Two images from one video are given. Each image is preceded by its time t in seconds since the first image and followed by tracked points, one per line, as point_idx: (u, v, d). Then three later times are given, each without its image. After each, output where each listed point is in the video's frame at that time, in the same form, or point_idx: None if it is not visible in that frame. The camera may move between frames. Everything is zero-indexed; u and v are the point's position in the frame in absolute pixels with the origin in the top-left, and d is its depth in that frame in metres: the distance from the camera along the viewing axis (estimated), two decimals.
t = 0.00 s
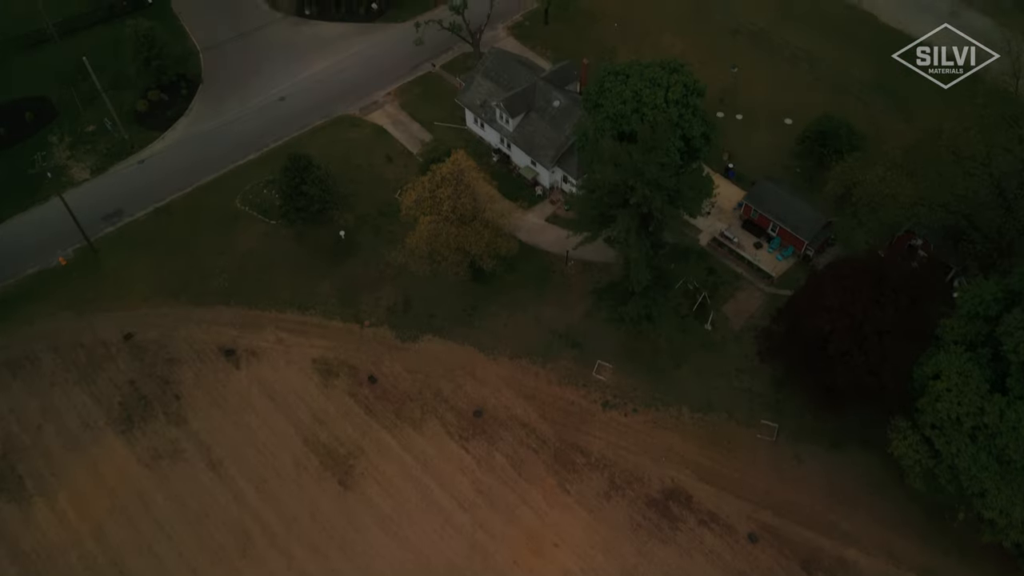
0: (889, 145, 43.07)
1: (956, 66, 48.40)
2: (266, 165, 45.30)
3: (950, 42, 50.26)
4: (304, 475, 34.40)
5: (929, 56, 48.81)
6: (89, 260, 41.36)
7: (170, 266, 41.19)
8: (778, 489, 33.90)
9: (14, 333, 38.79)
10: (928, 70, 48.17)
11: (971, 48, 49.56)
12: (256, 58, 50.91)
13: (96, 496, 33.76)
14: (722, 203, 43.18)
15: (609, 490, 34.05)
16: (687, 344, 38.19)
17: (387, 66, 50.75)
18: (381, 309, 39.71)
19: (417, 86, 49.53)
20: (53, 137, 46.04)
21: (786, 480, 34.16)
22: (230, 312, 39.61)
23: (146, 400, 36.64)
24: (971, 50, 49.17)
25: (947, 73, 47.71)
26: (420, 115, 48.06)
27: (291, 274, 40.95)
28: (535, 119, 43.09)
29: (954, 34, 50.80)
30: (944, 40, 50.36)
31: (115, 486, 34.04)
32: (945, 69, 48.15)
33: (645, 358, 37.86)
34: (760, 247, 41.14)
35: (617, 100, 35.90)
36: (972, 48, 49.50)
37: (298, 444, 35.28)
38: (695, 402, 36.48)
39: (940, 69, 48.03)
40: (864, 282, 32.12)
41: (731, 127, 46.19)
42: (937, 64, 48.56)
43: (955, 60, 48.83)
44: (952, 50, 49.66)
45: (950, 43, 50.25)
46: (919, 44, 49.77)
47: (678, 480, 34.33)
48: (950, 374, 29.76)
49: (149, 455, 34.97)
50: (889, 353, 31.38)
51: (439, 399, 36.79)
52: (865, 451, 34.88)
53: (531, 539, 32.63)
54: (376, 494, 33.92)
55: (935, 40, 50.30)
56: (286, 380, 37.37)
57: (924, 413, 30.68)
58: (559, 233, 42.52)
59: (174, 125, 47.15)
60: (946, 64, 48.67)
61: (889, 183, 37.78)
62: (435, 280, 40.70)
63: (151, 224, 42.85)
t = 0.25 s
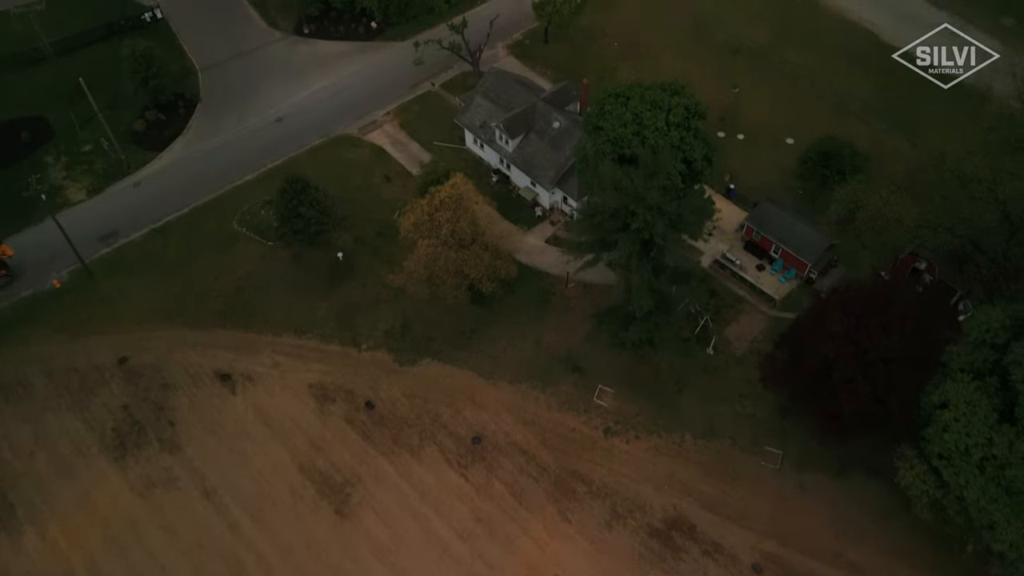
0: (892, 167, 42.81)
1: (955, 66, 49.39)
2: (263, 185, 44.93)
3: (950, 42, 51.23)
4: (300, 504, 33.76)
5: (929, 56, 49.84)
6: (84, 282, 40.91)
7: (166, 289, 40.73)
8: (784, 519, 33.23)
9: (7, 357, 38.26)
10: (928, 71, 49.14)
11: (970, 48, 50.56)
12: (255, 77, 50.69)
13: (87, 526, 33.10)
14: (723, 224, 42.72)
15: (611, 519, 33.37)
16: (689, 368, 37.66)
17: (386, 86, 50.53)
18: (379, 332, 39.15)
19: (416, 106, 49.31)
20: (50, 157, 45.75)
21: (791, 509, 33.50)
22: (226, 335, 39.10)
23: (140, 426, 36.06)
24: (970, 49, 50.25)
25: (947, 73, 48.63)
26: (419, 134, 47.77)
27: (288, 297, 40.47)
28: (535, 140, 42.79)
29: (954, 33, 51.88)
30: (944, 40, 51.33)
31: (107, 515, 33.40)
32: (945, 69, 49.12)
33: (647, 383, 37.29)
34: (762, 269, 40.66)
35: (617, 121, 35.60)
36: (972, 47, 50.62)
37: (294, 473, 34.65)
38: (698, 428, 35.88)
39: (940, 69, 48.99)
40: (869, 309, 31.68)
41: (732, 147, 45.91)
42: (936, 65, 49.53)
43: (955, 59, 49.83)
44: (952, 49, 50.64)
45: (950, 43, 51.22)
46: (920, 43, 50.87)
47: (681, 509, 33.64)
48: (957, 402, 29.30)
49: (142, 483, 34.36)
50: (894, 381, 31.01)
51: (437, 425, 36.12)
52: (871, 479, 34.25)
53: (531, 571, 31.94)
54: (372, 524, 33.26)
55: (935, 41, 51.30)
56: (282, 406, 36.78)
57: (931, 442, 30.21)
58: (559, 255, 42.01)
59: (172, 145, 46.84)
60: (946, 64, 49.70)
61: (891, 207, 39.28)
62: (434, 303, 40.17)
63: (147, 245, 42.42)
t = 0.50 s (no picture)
0: (896, 189, 42.48)
1: (955, 66, 50.62)
2: (260, 206, 44.56)
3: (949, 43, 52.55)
4: (294, 535, 33.06)
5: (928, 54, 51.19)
6: (78, 305, 40.46)
7: (161, 312, 40.25)
8: (789, 550, 32.45)
9: None
10: (928, 71, 50.42)
11: (970, 48, 51.76)
12: (253, 97, 50.41)
13: (78, 556, 32.44)
14: (725, 246, 42.29)
15: (612, 550, 32.57)
16: (692, 393, 37.04)
17: (385, 105, 50.28)
18: (376, 357, 38.58)
19: (416, 125, 49.07)
20: (46, 177, 45.42)
21: (796, 540, 32.74)
22: (221, 359, 38.56)
23: (134, 453, 35.46)
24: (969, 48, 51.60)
25: (946, 73, 49.86)
26: (418, 155, 47.46)
27: (285, 320, 39.99)
28: (535, 161, 42.46)
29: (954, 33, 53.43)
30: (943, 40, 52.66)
31: (99, 546, 32.73)
32: (944, 69, 50.35)
33: (649, 409, 36.63)
34: (764, 292, 40.17)
35: (618, 145, 35.28)
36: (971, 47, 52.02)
37: (289, 502, 33.96)
38: (701, 455, 35.18)
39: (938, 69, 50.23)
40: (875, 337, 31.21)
41: (734, 168, 45.61)
42: (936, 65, 50.76)
43: (955, 60, 51.05)
44: (952, 50, 51.95)
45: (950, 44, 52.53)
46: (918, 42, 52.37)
47: (684, 540, 32.84)
48: (965, 432, 28.87)
49: (134, 512, 33.71)
50: (901, 411, 30.37)
51: (435, 452, 35.39)
52: (878, 509, 33.53)
53: None
54: (368, 555, 32.52)
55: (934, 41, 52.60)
56: (277, 432, 36.15)
57: (939, 473, 29.59)
58: (560, 277, 41.48)
59: (169, 166, 46.48)
60: (946, 64, 50.88)
61: (897, 232, 36.50)
62: (433, 326, 39.61)
63: (143, 267, 42.00)
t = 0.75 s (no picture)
0: (899, 211, 42.17)
1: (955, 66, 51.73)
2: (258, 228, 44.20)
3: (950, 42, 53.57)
4: (289, 566, 32.34)
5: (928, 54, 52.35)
6: (72, 328, 39.98)
7: (157, 335, 39.74)
8: None
9: None
10: (928, 71, 51.62)
11: (971, 48, 52.78)
12: (251, 116, 50.16)
13: None
14: (727, 268, 41.85)
15: None
16: (694, 419, 36.43)
17: (384, 125, 50.01)
18: (374, 381, 37.98)
19: (415, 145, 48.80)
20: (42, 198, 45.10)
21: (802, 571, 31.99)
22: (217, 384, 38.00)
23: (126, 481, 34.84)
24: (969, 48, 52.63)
25: (946, 74, 50.96)
26: (417, 175, 47.11)
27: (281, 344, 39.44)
28: (535, 182, 42.11)
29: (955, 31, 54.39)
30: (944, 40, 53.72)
31: None
32: (944, 69, 51.46)
33: (650, 435, 36.03)
34: (767, 315, 39.69)
35: (619, 168, 34.88)
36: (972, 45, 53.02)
37: (284, 532, 33.26)
38: (704, 483, 34.49)
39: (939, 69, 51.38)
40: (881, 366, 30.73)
41: (735, 189, 45.30)
42: (936, 65, 51.90)
43: (955, 60, 52.12)
44: (952, 49, 52.98)
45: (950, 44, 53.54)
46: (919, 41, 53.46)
47: (688, 571, 32.10)
48: (973, 464, 28.17)
49: (126, 542, 33.04)
50: (910, 442, 29.88)
51: (433, 480, 34.76)
52: (885, 540, 32.80)
53: None
54: None
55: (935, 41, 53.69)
56: (273, 459, 35.53)
57: (948, 506, 28.91)
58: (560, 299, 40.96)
59: (166, 187, 46.19)
60: (946, 64, 52.02)
61: (902, 258, 35.38)
62: (431, 350, 39.06)
63: (139, 290, 41.55)
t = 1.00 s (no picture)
0: (901, 234, 41.77)
1: (955, 65, 52.88)
2: (255, 250, 43.73)
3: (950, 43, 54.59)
4: None
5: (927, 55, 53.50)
6: (66, 353, 39.41)
7: (152, 360, 39.17)
8: None
9: None
10: (929, 71, 52.76)
11: (972, 47, 53.90)
12: (249, 137, 49.84)
13: None
14: (729, 291, 41.30)
15: None
16: (697, 447, 35.76)
17: (383, 145, 49.67)
18: (372, 407, 37.37)
19: (414, 165, 48.45)
20: (36, 220, 44.68)
21: None
22: (212, 410, 37.38)
23: (119, 511, 34.16)
24: (969, 49, 53.68)
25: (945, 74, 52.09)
26: (416, 196, 46.72)
27: (277, 369, 38.86)
28: (534, 205, 41.69)
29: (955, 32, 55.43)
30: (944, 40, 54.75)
31: None
32: (944, 69, 52.57)
33: (652, 463, 35.34)
34: (770, 339, 39.10)
35: (621, 193, 34.49)
36: (971, 46, 54.06)
37: (278, 563, 32.51)
38: (707, 513, 33.76)
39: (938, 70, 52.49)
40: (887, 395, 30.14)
41: (737, 210, 44.90)
42: (935, 66, 53.02)
43: (954, 60, 53.22)
44: (953, 50, 54.03)
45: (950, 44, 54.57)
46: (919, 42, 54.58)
47: None
48: (985, 496, 27.64)
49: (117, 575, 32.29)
50: (918, 473, 29.18)
51: (431, 510, 34.08)
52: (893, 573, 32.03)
53: None
54: None
55: (934, 41, 54.71)
56: (268, 487, 34.87)
57: (958, 540, 28.22)
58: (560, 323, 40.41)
59: (163, 208, 45.79)
60: (946, 65, 53.12)
61: (909, 283, 34.98)
62: (429, 375, 38.41)
63: (134, 314, 41.03)
